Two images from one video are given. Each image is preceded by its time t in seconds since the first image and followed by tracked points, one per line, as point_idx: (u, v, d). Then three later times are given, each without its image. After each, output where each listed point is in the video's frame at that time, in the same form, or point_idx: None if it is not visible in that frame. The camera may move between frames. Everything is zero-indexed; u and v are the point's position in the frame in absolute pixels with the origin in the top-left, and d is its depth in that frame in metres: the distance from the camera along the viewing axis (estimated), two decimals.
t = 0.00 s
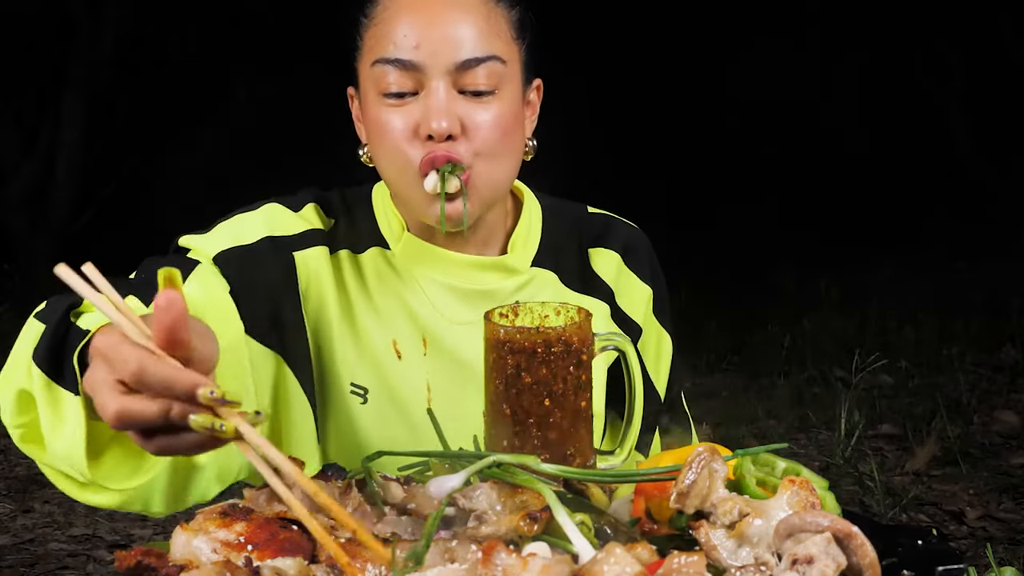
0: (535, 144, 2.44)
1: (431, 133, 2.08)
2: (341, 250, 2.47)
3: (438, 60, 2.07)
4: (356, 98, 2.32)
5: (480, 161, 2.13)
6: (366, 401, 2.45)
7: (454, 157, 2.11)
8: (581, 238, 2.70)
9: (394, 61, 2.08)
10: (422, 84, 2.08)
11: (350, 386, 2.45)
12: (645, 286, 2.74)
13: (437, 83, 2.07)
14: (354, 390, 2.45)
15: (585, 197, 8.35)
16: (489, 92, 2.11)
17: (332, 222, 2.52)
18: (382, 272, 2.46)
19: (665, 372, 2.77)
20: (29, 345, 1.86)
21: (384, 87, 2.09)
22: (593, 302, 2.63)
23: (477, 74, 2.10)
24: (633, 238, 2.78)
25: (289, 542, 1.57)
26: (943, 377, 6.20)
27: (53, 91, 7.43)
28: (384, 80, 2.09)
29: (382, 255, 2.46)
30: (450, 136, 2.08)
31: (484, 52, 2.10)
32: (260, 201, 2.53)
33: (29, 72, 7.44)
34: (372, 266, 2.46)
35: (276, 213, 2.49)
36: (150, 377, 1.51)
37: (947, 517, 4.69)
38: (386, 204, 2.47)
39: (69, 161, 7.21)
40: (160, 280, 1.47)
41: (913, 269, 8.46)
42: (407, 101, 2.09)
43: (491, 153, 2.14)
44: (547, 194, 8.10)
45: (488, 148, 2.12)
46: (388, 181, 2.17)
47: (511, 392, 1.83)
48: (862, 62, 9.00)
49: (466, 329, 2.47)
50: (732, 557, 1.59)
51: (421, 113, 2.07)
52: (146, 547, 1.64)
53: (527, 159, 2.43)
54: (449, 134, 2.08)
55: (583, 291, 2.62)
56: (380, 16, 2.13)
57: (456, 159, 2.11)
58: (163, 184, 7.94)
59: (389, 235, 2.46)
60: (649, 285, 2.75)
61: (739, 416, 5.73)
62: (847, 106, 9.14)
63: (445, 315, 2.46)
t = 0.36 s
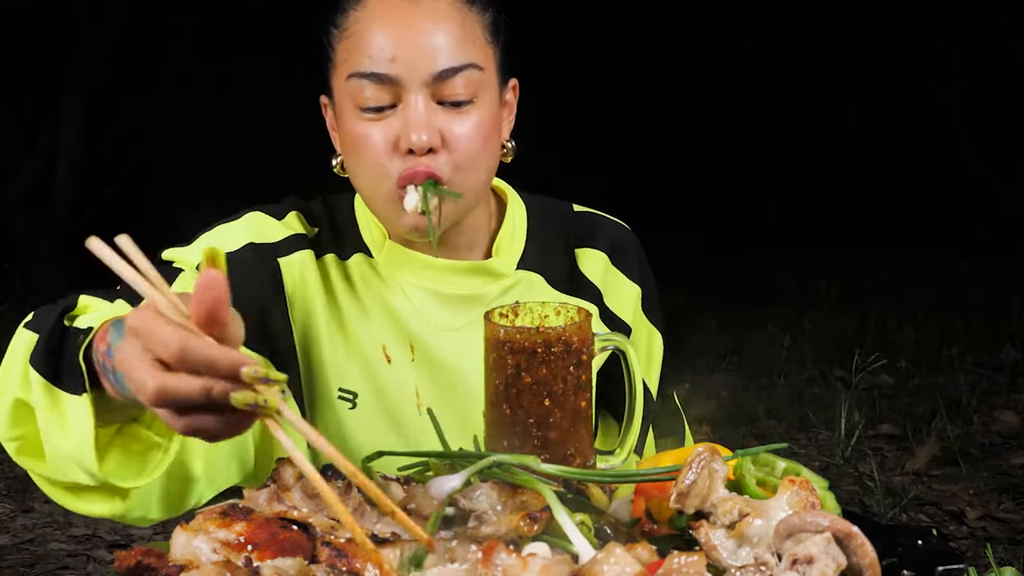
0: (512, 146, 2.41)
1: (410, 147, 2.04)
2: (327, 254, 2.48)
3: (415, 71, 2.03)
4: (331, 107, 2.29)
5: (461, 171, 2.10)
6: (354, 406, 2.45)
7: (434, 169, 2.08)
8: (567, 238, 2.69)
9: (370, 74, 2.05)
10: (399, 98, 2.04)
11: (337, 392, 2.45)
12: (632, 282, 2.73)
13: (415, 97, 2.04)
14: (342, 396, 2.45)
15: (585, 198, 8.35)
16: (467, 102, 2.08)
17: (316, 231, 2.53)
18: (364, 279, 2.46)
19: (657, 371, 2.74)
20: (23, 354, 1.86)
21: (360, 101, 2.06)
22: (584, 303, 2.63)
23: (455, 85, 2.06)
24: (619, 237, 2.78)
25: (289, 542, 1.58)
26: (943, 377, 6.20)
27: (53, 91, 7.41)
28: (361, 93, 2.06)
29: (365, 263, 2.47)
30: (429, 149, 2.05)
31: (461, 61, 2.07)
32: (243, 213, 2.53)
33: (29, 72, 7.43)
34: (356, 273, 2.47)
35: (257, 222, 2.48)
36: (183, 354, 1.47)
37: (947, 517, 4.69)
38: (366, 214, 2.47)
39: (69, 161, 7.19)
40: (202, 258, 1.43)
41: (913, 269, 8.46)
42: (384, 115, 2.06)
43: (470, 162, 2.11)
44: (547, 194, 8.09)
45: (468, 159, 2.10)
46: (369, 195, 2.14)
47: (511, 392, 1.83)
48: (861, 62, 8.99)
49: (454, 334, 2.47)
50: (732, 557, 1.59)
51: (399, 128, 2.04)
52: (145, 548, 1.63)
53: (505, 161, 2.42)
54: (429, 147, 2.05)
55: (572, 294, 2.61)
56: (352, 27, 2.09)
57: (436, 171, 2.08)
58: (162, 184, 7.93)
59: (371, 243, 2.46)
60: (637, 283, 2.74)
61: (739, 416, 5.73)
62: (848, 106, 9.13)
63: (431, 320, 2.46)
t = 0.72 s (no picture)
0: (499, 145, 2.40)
1: (398, 150, 2.02)
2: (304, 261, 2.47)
3: (400, 74, 2.01)
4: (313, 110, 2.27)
5: (452, 172, 2.07)
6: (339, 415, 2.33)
7: (424, 172, 2.05)
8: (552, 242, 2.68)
9: (354, 78, 2.03)
10: (385, 101, 2.02)
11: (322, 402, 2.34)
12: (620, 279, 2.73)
13: (401, 100, 2.01)
14: (326, 406, 2.34)
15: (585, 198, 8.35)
16: (454, 103, 2.06)
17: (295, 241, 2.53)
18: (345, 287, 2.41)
19: (648, 362, 2.71)
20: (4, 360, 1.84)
21: (346, 105, 2.03)
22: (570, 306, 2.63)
23: (441, 86, 2.04)
24: (604, 236, 2.77)
25: (289, 543, 1.57)
26: (942, 377, 6.20)
27: (53, 91, 7.41)
28: (345, 96, 2.04)
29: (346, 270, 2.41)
30: (419, 151, 2.02)
31: (447, 61, 2.04)
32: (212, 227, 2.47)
33: (29, 72, 7.43)
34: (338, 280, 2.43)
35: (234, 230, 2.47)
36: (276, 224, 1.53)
37: (947, 517, 4.69)
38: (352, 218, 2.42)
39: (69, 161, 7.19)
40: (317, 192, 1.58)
41: (913, 269, 8.46)
42: (371, 118, 2.03)
43: (461, 163, 2.08)
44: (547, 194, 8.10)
45: (459, 160, 2.07)
46: (359, 200, 2.11)
47: (512, 392, 1.83)
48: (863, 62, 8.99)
49: (440, 340, 2.43)
50: (732, 557, 1.59)
51: (387, 131, 2.02)
52: (146, 547, 1.63)
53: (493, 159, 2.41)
54: (419, 150, 2.02)
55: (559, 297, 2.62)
56: (335, 31, 2.07)
57: (427, 173, 2.05)
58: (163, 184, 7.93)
59: (356, 247, 2.41)
60: (625, 281, 2.73)
61: (738, 416, 5.73)
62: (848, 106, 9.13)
63: (416, 327, 2.42)
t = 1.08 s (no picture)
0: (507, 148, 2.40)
1: (419, 145, 2.04)
2: (308, 279, 2.53)
3: (425, 70, 2.04)
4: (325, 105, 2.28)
5: (470, 171, 2.09)
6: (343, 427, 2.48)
7: (443, 168, 2.07)
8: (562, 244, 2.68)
9: (378, 73, 2.06)
10: (408, 97, 2.05)
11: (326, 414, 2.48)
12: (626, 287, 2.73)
13: (424, 96, 2.04)
14: (330, 418, 2.48)
15: (586, 198, 8.33)
16: (476, 103, 2.08)
17: (297, 250, 2.56)
18: (354, 294, 2.50)
19: (655, 374, 2.73)
20: None
21: (369, 99, 2.06)
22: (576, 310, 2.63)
23: (464, 85, 2.06)
24: (611, 241, 2.77)
25: (289, 542, 1.57)
26: (942, 377, 6.20)
27: (53, 91, 7.41)
28: (368, 91, 2.07)
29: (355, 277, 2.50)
30: (439, 147, 2.04)
31: (470, 62, 2.07)
32: (218, 231, 2.60)
33: (29, 72, 7.42)
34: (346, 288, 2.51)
35: (235, 242, 2.56)
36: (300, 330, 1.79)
37: (947, 517, 4.69)
38: (359, 222, 2.48)
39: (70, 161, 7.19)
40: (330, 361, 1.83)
41: (913, 269, 8.46)
42: (392, 113, 2.06)
43: (478, 163, 2.10)
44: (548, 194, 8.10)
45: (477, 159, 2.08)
46: (372, 196, 2.13)
47: (511, 392, 1.83)
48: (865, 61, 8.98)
49: (449, 344, 2.49)
50: (732, 557, 1.59)
51: (409, 126, 2.04)
52: (146, 547, 1.63)
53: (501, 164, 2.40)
54: (439, 146, 2.04)
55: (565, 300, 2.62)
56: (362, 28, 2.11)
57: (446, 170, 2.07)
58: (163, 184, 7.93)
59: (364, 254, 2.48)
60: (632, 288, 2.74)
61: (739, 416, 5.73)
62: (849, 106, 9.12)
63: (425, 331, 2.49)
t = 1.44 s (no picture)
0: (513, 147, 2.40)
1: (430, 141, 2.08)
2: (310, 280, 2.59)
3: (434, 66, 2.07)
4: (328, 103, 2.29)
5: (481, 164, 2.14)
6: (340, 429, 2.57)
7: (455, 164, 2.12)
8: (567, 251, 2.71)
9: (387, 69, 2.08)
10: (418, 92, 2.08)
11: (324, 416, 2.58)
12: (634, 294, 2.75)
13: (435, 91, 2.07)
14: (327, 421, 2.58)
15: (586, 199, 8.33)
16: (484, 98, 2.12)
17: (296, 252, 2.61)
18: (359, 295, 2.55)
19: (659, 380, 2.75)
20: None
21: (377, 95, 2.09)
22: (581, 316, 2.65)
23: (472, 80, 2.10)
24: (618, 248, 2.79)
25: (289, 543, 1.57)
26: (942, 377, 6.20)
27: (53, 91, 7.41)
28: (376, 87, 2.09)
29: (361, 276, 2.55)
30: (450, 142, 2.09)
31: (479, 57, 2.11)
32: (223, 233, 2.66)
33: (29, 72, 7.43)
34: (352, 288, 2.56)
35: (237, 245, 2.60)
36: (165, 236, 1.71)
37: (947, 517, 4.69)
38: (364, 222, 2.51)
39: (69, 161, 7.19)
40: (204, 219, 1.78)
41: (913, 269, 8.45)
42: (401, 109, 2.09)
43: (488, 157, 2.15)
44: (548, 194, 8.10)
45: (487, 153, 2.13)
46: (385, 191, 2.17)
47: (511, 392, 1.83)
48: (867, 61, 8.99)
49: (454, 345, 2.54)
50: (732, 557, 1.59)
51: (420, 121, 2.08)
52: (145, 547, 1.63)
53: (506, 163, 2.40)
54: (450, 141, 2.09)
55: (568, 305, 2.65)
56: (368, 23, 2.13)
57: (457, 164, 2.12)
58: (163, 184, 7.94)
59: (370, 253, 2.52)
60: (637, 295, 2.76)
61: (739, 416, 5.73)
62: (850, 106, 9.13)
63: (430, 332, 2.53)
